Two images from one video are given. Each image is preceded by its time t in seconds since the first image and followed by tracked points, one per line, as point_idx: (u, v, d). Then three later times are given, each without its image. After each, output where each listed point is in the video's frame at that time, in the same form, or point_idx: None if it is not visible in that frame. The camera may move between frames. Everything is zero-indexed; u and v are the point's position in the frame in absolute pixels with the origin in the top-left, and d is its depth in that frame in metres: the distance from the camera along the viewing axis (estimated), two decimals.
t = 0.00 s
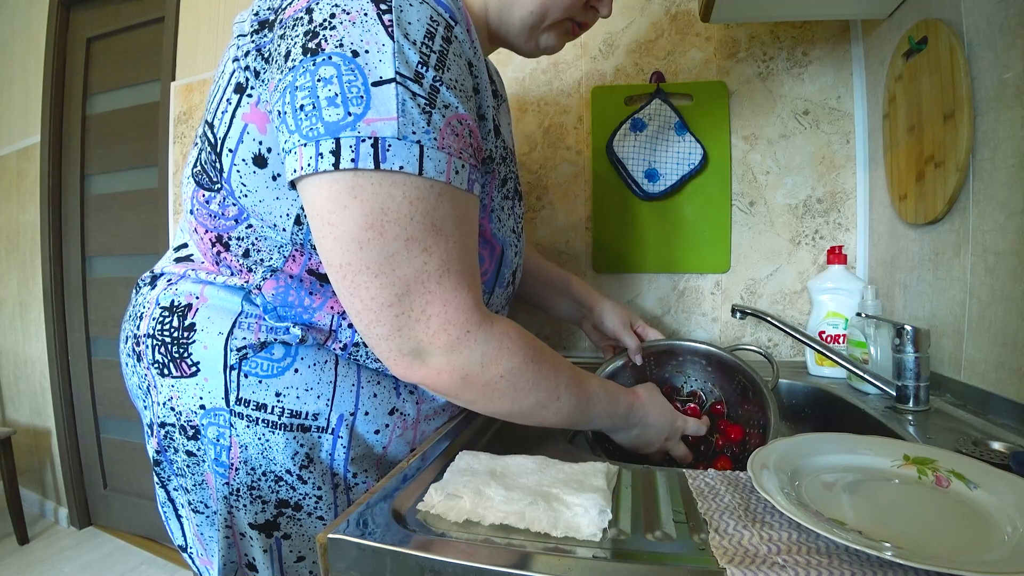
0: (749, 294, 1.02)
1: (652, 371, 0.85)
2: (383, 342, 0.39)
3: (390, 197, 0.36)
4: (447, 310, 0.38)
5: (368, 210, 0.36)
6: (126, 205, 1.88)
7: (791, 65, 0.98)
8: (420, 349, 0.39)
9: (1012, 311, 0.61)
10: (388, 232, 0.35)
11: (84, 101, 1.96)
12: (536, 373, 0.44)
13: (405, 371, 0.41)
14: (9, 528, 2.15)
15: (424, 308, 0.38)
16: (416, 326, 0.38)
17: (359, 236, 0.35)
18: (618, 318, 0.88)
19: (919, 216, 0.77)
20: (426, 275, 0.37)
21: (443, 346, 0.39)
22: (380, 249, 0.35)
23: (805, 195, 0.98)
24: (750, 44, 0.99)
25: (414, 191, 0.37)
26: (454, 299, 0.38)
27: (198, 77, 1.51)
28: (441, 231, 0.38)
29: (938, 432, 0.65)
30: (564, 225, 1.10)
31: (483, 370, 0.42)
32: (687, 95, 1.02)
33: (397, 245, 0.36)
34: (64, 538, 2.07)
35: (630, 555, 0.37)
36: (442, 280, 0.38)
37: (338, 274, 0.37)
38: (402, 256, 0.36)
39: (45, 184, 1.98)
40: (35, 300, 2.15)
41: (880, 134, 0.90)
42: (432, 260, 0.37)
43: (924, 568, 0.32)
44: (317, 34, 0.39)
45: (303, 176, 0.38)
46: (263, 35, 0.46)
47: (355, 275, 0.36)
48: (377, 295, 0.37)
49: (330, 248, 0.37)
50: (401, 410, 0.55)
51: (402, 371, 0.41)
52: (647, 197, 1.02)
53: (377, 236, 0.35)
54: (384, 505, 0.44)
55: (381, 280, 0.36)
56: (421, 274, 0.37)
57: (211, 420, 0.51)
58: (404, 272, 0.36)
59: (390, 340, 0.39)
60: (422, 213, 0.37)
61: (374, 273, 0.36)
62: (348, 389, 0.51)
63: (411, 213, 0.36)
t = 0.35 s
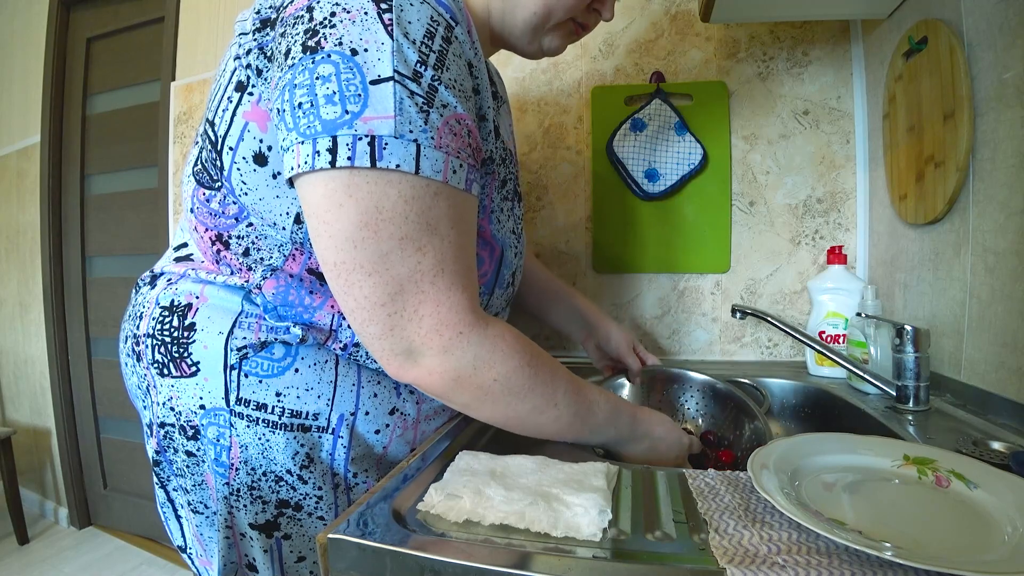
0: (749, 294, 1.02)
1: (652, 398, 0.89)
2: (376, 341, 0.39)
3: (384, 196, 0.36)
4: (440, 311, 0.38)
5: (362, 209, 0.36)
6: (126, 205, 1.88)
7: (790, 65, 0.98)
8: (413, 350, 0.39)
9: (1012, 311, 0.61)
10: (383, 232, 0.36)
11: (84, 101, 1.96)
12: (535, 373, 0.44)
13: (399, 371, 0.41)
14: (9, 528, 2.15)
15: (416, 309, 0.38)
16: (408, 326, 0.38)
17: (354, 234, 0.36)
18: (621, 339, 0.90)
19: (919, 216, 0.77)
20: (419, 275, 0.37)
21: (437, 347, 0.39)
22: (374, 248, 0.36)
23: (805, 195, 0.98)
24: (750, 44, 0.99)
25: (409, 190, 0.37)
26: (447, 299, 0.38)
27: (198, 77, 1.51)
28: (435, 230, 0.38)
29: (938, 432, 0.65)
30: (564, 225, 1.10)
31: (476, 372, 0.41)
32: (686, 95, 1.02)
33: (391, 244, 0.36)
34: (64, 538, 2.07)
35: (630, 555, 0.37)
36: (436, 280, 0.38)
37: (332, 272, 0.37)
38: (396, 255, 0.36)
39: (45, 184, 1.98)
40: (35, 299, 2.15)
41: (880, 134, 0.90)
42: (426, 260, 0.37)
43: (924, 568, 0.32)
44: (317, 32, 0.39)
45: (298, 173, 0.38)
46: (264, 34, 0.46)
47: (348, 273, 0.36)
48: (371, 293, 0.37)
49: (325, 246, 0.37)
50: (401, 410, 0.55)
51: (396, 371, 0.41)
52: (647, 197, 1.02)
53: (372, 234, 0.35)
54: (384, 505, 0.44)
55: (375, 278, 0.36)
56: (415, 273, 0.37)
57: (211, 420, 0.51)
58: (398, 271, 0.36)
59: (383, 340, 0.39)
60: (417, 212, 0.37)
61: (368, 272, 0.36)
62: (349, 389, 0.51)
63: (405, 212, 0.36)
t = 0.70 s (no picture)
0: (749, 294, 1.02)
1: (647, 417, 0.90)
2: (366, 340, 0.39)
3: (380, 192, 0.36)
4: (432, 310, 0.38)
5: (357, 204, 0.36)
6: (126, 205, 1.88)
7: (790, 65, 0.98)
8: (402, 350, 0.39)
9: (1011, 311, 0.61)
10: (377, 228, 0.35)
11: (84, 101, 1.96)
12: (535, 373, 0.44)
13: (388, 372, 0.41)
14: (9, 528, 2.15)
15: (407, 307, 0.38)
16: (397, 325, 0.38)
17: (348, 231, 0.36)
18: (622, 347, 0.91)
19: (920, 216, 0.77)
20: (411, 273, 0.37)
21: (426, 348, 0.39)
22: (367, 245, 0.35)
23: (805, 195, 0.98)
24: (750, 44, 0.99)
25: (406, 187, 0.37)
26: (439, 298, 0.38)
27: (198, 77, 1.51)
28: (431, 229, 0.37)
29: (938, 432, 0.65)
30: (564, 225, 1.10)
31: (476, 372, 0.41)
32: (687, 95, 1.02)
33: (385, 240, 0.35)
34: (64, 538, 2.07)
35: (630, 555, 0.37)
36: (429, 279, 0.37)
37: (324, 268, 0.37)
38: (389, 252, 0.36)
39: (45, 184, 1.98)
40: (35, 299, 2.15)
41: (880, 134, 0.90)
42: (420, 258, 0.37)
43: (924, 568, 0.32)
44: (320, 28, 0.39)
45: (298, 170, 0.38)
46: (267, 31, 0.46)
47: (340, 269, 0.36)
48: (362, 290, 0.37)
49: (318, 242, 0.37)
50: (402, 410, 0.55)
51: (385, 371, 0.41)
52: (647, 197, 1.02)
53: (365, 231, 0.35)
54: (385, 505, 0.44)
55: (366, 275, 0.36)
56: (408, 271, 0.36)
57: (211, 419, 0.51)
58: (390, 268, 0.36)
59: (372, 338, 0.39)
60: (412, 210, 0.37)
61: (359, 269, 0.36)
62: (349, 388, 0.51)
63: (401, 209, 0.36)
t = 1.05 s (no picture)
0: (749, 294, 1.02)
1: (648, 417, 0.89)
2: (345, 338, 0.39)
3: (364, 186, 0.36)
4: (411, 311, 0.37)
5: (339, 196, 0.36)
6: (126, 205, 1.88)
7: (790, 65, 0.98)
8: (382, 352, 0.39)
9: (1011, 312, 0.61)
10: (358, 221, 0.35)
11: (84, 101, 1.96)
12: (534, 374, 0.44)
13: (365, 374, 0.40)
14: (9, 528, 2.15)
15: (387, 306, 0.37)
16: (375, 324, 0.37)
17: (329, 224, 0.36)
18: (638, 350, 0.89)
19: (920, 215, 0.77)
20: (392, 270, 0.36)
21: (406, 350, 0.38)
22: (348, 239, 0.35)
23: (805, 195, 0.98)
24: (750, 44, 0.99)
25: (391, 181, 0.36)
26: (421, 298, 0.37)
27: (198, 77, 1.51)
28: (416, 226, 0.37)
29: (938, 431, 0.65)
30: (564, 225, 1.10)
31: (476, 372, 0.42)
32: (687, 95, 1.02)
33: (367, 234, 0.35)
34: (64, 538, 2.07)
35: (630, 555, 0.37)
36: (412, 276, 0.37)
37: (307, 262, 0.38)
38: (370, 247, 0.35)
39: (45, 184, 1.98)
40: (35, 299, 2.15)
41: (880, 134, 0.90)
42: (402, 255, 0.36)
43: (923, 567, 0.32)
44: (314, 25, 0.39)
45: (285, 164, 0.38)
46: (265, 29, 0.46)
47: (321, 263, 0.37)
48: (342, 285, 0.37)
49: (301, 236, 0.37)
50: (401, 410, 0.55)
51: (363, 374, 0.41)
52: (647, 197, 1.02)
53: (346, 225, 0.35)
54: (384, 505, 0.44)
55: (346, 269, 0.36)
56: (388, 269, 0.36)
57: (210, 419, 0.51)
58: (370, 265, 0.36)
59: (351, 336, 0.38)
60: (396, 206, 0.36)
61: (339, 263, 0.36)
62: (348, 388, 0.51)
63: (385, 204, 0.36)
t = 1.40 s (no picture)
0: (749, 294, 1.02)
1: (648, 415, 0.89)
2: (326, 340, 0.39)
3: (347, 188, 0.36)
4: (393, 315, 0.37)
5: (322, 200, 0.36)
6: (126, 205, 1.88)
7: (790, 65, 0.98)
8: (361, 355, 0.39)
9: (1011, 312, 0.61)
10: (340, 224, 0.35)
11: (84, 101, 1.96)
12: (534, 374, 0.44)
13: (348, 377, 0.41)
14: (9, 528, 2.14)
15: (367, 310, 0.37)
16: (356, 327, 0.37)
17: (311, 226, 0.36)
18: (644, 343, 0.87)
19: (920, 216, 0.77)
20: (374, 273, 0.36)
21: (386, 354, 0.38)
22: (329, 241, 0.36)
23: (805, 195, 0.98)
24: (750, 44, 0.99)
25: (375, 184, 0.36)
26: (403, 302, 0.37)
27: (198, 77, 1.51)
28: (399, 229, 0.37)
29: (938, 431, 0.65)
30: (564, 225, 1.10)
31: (475, 372, 0.42)
32: (687, 95, 1.02)
33: (348, 237, 0.35)
34: (64, 538, 2.07)
35: (630, 555, 0.37)
36: (393, 280, 0.37)
37: (292, 263, 0.38)
38: (352, 249, 0.35)
39: (45, 184, 1.98)
40: (35, 299, 2.15)
41: (880, 134, 0.90)
42: (384, 258, 0.36)
43: (923, 568, 0.32)
44: (302, 27, 0.39)
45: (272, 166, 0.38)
46: (258, 30, 0.46)
47: (303, 265, 0.37)
48: (323, 288, 0.37)
49: (285, 236, 0.38)
50: (400, 410, 0.55)
51: (346, 377, 0.41)
52: (647, 197, 1.02)
53: (328, 227, 0.35)
54: (384, 505, 0.44)
55: (327, 271, 0.36)
56: (371, 272, 0.36)
57: (208, 419, 0.51)
58: (351, 267, 0.36)
59: (332, 339, 0.38)
60: (378, 209, 0.36)
61: (320, 265, 0.36)
62: (346, 388, 0.51)
63: (367, 206, 0.36)
